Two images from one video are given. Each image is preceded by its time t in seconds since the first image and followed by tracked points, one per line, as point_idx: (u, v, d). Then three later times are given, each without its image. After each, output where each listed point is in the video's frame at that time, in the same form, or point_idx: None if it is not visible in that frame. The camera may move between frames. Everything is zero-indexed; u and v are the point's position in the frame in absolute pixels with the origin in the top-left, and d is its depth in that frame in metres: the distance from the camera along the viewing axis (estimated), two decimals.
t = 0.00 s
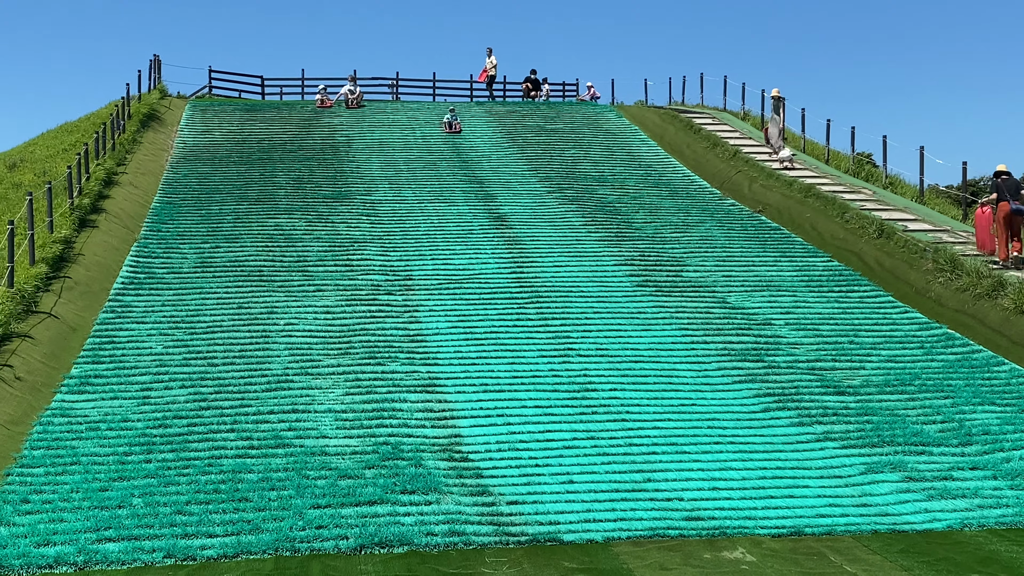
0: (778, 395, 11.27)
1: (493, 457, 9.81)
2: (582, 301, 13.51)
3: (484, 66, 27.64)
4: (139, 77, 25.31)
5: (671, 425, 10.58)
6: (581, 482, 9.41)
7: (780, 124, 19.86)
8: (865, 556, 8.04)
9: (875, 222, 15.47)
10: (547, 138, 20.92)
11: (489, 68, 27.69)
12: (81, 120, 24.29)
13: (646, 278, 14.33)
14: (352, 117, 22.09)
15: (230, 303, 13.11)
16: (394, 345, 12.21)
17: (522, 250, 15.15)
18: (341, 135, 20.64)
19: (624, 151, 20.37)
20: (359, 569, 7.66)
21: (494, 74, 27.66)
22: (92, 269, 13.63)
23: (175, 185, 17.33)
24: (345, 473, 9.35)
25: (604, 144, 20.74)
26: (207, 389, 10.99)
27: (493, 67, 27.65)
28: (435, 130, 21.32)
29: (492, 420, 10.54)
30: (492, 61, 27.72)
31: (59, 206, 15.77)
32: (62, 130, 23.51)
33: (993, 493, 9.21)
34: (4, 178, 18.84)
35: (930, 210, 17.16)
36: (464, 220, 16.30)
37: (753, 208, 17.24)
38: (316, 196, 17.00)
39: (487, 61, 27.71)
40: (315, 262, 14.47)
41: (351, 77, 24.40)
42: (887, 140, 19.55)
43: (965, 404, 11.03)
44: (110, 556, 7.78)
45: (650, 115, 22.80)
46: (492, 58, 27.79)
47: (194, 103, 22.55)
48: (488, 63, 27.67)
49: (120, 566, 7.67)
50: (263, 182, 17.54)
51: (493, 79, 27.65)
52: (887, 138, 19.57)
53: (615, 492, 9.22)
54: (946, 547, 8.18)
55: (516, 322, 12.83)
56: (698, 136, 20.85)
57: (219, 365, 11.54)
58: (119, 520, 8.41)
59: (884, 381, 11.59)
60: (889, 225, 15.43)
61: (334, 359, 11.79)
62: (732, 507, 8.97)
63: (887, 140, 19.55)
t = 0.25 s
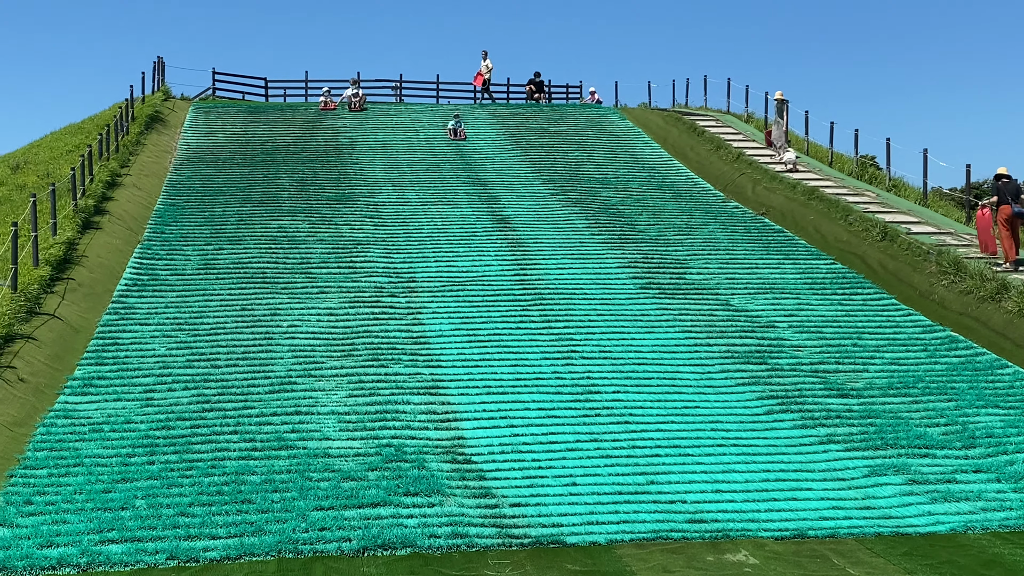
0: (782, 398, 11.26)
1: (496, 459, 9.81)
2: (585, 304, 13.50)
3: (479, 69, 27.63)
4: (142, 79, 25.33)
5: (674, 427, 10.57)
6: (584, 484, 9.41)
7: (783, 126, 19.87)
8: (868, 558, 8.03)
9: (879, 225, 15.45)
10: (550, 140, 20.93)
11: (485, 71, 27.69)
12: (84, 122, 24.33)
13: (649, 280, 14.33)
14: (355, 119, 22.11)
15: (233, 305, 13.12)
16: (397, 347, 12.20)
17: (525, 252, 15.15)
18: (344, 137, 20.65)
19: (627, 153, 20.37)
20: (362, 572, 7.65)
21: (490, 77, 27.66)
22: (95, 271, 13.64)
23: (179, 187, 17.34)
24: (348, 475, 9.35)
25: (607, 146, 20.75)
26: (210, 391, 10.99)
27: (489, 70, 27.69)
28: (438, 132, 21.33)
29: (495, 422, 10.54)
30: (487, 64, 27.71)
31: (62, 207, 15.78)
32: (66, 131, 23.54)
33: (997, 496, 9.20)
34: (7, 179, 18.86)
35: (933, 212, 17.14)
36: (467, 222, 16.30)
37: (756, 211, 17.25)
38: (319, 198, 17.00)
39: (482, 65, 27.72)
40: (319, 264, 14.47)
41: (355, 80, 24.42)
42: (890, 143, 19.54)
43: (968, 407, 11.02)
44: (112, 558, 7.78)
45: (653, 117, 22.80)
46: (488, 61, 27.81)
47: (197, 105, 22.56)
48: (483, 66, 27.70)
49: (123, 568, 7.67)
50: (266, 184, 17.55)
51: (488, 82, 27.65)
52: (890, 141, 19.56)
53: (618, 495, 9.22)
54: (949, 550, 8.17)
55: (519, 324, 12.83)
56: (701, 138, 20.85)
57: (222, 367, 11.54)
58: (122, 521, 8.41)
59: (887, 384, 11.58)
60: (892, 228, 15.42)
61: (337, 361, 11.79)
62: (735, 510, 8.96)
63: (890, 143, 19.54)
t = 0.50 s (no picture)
0: (785, 400, 11.25)
1: (499, 461, 9.80)
2: (589, 305, 13.51)
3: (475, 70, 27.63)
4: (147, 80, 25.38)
5: (677, 429, 10.56)
6: (588, 485, 9.40)
7: (787, 128, 19.86)
8: (871, 561, 8.02)
9: (883, 226, 15.43)
10: (554, 141, 20.93)
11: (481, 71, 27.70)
12: (89, 122, 24.36)
13: (653, 282, 14.33)
14: (360, 120, 22.12)
15: (237, 306, 13.13)
16: (401, 348, 12.21)
17: (529, 253, 15.16)
18: (348, 138, 20.67)
19: (631, 154, 20.37)
20: (365, 573, 7.66)
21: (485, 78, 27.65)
22: (100, 272, 13.65)
23: (183, 188, 17.36)
24: (351, 476, 9.35)
25: (611, 147, 20.75)
26: (213, 392, 11.00)
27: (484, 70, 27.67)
28: (442, 133, 21.34)
29: (498, 424, 10.53)
30: (482, 65, 27.70)
31: (67, 208, 15.80)
32: (71, 132, 23.57)
33: (1001, 498, 9.19)
34: (12, 180, 18.88)
35: (937, 214, 17.12)
36: (471, 223, 16.31)
37: (760, 212, 17.24)
38: (323, 199, 17.01)
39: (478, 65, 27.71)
40: (323, 265, 14.48)
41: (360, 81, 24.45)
42: (894, 144, 19.53)
43: (972, 409, 11.00)
44: (116, 559, 7.79)
45: (657, 118, 22.81)
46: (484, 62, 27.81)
47: (202, 106, 22.59)
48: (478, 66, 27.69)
49: (127, 568, 7.68)
50: (270, 185, 17.56)
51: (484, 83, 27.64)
52: (894, 143, 19.56)
53: (621, 496, 9.21)
54: (953, 552, 8.16)
55: (522, 325, 12.83)
56: (705, 139, 20.85)
57: (226, 368, 11.55)
58: (126, 522, 8.41)
59: (891, 386, 11.57)
60: (897, 229, 15.41)
61: (340, 362, 11.79)
62: (739, 512, 8.95)
63: (894, 144, 19.53)
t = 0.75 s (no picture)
0: (790, 401, 11.25)
1: (503, 462, 9.80)
2: (593, 306, 13.51)
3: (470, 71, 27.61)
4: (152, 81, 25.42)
5: (682, 430, 10.56)
6: (592, 486, 9.40)
7: (792, 129, 19.85)
8: (876, 562, 8.02)
9: (888, 228, 15.44)
10: (558, 142, 20.94)
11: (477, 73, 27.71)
12: (93, 123, 24.40)
13: (657, 283, 14.32)
14: (364, 121, 22.14)
15: (242, 306, 13.15)
16: (405, 349, 12.21)
17: (533, 254, 15.16)
18: (353, 139, 20.68)
19: (635, 155, 20.38)
20: (369, 574, 7.66)
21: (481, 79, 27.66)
22: (104, 272, 13.67)
23: (187, 189, 17.38)
24: (356, 477, 9.35)
25: (615, 148, 20.75)
26: (218, 392, 11.01)
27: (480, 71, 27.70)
28: (446, 134, 21.35)
29: (502, 425, 10.53)
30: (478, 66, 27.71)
31: (72, 208, 15.82)
32: (76, 133, 23.61)
33: (1006, 500, 9.18)
34: (16, 180, 18.91)
35: (942, 216, 17.10)
36: (475, 224, 16.32)
37: (765, 213, 17.23)
38: (328, 200, 17.02)
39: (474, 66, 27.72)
40: (327, 266, 14.49)
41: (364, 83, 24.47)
42: (899, 145, 19.52)
43: (977, 411, 10.99)
44: (120, 559, 7.80)
45: (662, 120, 22.80)
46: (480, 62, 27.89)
47: (207, 106, 22.61)
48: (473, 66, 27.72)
49: (131, 568, 7.69)
50: (275, 186, 17.58)
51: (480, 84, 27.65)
52: (899, 144, 19.54)
53: (626, 498, 9.21)
54: (957, 554, 8.16)
55: (527, 326, 12.83)
56: (710, 141, 20.86)
57: (230, 368, 11.56)
58: (130, 522, 8.42)
59: (896, 387, 11.56)
60: (901, 231, 15.41)
61: (345, 363, 11.80)
62: (743, 513, 8.95)
63: (899, 146, 19.51)
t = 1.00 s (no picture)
0: (794, 402, 11.24)
1: (507, 462, 9.80)
2: (597, 307, 13.50)
3: (465, 70, 27.59)
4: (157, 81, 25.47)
5: (686, 431, 10.55)
6: (596, 487, 9.40)
7: (797, 130, 19.83)
8: (880, 563, 8.01)
9: (893, 229, 15.42)
10: (562, 143, 20.94)
11: (472, 72, 27.72)
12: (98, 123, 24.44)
13: (661, 284, 14.31)
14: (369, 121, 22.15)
15: (246, 306, 13.15)
16: (409, 349, 12.21)
17: (538, 255, 15.16)
18: (357, 139, 20.70)
19: (639, 156, 20.37)
20: (372, 574, 7.66)
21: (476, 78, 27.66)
22: (109, 272, 13.69)
23: (192, 189, 17.40)
24: (360, 477, 9.36)
25: (620, 149, 20.75)
26: (222, 392, 11.02)
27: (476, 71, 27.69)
28: (451, 135, 21.35)
29: (506, 425, 10.53)
30: (473, 65, 27.71)
31: (77, 208, 15.84)
32: (81, 133, 23.65)
33: (1010, 501, 9.16)
34: (21, 180, 18.94)
35: (947, 217, 17.07)
36: (480, 225, 16.32)
37: (770, 214, 17.21)
38: (333, 200, 17.03)
39: (469, 65, 27.72)
40: (332, 266, 14.50)
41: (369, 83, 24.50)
42: (904, 146, 19.48)
43: (981, 412, 10.97)
44: (124, 558, 7.81)
45: (667, 120, 22.80)
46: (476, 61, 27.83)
47: (212, 106, 22.63)
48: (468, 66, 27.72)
49: (135, 568, 7.70)
50: (280, 186, 17.59)
51: (475, 83, 27.65)
52: (904, 145, 19.51)
53: (629, 498, 9.20)
54: (962, 556, 8.15)
55: (531, 327, 12.82)
56: (714, 142, 20.84)
57: (235, 368, 11.57)
58: (134, 522, 8.43)
59: (900, 389, 11.54)
60: (906, 232, 15.39)
61: (349, 363, 11.80)
62: (747, 514, 8.94)
63: (904, 146, 19.47)
